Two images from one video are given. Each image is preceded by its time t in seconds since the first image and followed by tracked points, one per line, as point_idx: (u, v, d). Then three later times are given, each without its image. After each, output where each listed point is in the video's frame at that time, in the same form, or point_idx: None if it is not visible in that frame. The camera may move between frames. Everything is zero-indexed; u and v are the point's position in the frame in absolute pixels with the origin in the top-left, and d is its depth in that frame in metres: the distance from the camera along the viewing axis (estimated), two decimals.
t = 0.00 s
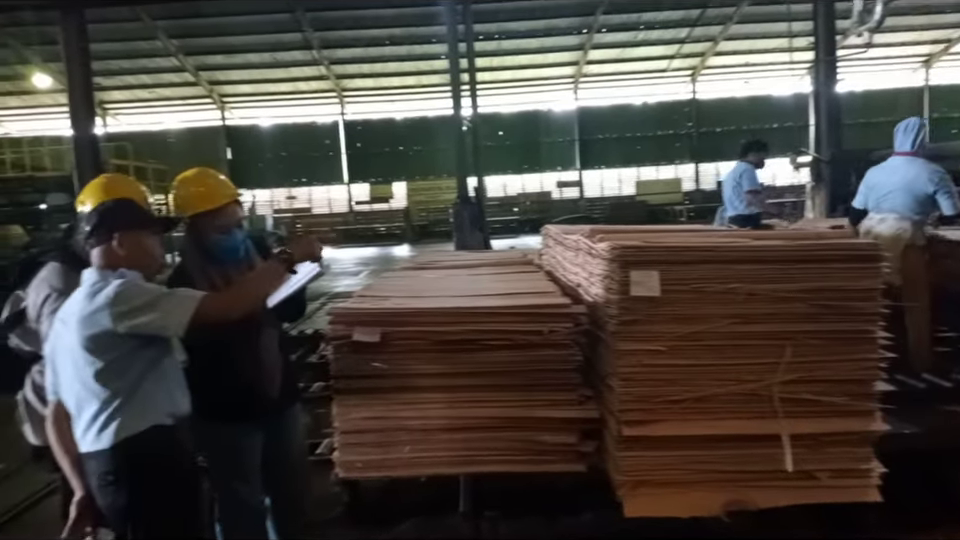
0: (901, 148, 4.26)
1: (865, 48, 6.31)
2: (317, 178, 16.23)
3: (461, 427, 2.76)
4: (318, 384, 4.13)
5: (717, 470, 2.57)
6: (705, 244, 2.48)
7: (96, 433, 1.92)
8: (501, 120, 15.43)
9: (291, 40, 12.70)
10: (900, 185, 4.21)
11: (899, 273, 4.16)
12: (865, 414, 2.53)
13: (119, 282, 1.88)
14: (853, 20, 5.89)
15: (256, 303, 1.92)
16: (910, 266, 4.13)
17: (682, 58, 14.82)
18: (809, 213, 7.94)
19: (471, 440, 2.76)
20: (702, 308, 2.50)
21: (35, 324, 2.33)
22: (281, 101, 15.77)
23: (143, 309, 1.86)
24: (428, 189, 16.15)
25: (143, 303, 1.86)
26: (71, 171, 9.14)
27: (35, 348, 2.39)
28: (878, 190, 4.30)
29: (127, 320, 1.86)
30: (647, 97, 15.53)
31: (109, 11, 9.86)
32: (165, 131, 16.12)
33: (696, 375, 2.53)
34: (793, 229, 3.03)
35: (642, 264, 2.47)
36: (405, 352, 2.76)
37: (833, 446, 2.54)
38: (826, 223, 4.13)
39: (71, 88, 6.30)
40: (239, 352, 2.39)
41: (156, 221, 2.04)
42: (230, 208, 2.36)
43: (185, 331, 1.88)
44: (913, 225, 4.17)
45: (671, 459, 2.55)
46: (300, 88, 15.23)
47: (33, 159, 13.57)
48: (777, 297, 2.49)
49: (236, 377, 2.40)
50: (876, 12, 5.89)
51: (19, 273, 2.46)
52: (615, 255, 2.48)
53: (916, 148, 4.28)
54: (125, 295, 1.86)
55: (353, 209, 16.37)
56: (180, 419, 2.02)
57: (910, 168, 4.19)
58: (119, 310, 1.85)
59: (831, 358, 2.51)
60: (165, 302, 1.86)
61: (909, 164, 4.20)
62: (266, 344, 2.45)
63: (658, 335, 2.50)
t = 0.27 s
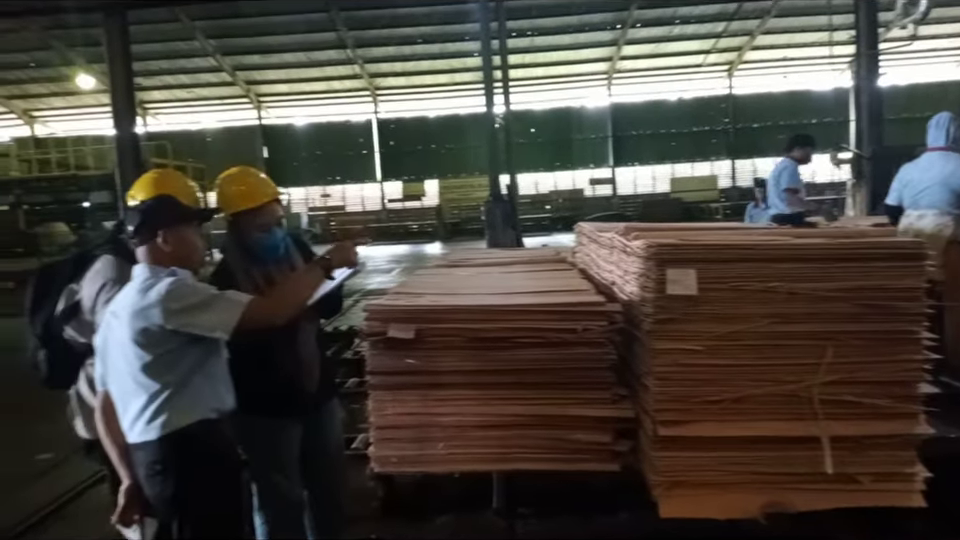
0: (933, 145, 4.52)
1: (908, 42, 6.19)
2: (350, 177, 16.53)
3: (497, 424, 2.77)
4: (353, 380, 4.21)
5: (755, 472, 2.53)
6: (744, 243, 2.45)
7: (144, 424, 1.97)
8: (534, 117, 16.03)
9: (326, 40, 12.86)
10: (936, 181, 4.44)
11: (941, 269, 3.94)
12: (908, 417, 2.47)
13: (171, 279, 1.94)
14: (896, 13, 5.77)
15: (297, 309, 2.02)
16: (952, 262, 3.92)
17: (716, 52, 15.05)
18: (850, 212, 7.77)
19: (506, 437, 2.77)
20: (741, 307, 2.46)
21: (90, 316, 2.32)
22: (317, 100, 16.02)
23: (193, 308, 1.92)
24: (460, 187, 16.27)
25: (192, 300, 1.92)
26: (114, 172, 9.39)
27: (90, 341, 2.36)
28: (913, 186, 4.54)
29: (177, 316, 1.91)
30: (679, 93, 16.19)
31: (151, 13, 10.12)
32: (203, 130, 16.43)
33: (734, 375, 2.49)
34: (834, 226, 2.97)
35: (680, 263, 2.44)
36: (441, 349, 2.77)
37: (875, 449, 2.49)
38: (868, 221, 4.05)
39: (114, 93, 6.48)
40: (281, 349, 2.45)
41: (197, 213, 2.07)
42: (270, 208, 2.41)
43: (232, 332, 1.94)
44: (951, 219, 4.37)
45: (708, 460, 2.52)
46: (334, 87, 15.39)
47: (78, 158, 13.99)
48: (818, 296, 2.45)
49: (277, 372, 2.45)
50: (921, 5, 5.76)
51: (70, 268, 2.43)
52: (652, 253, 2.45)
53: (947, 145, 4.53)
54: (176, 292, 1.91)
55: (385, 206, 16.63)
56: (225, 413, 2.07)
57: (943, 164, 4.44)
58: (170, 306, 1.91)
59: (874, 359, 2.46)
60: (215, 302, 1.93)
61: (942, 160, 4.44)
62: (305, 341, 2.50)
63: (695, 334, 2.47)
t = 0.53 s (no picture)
0: None
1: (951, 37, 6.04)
2: (382, 176, 16.72)
3: (529, 423, 2.76)
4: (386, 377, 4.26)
5: (792, 475, 2.49)
6: (782, 242, 2.41)
7: (186, 417, 2.02)
8: (564, 116, 16.18)
9: (358, 41, 12.99)
10: None
11: None
12: (950, 420, 2.42)
13: (214, 278, 1.98)
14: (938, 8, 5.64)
15: (334, 312, 2.10)
16: None
17: (752, 49, 14.96)
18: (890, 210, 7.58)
19: (539, 436, 2.76)
20: (779, 307, 2.42)
21: (139, 313, 2.40)
22: (350, 101, 16.20)
23: (236, 307, 1.95)
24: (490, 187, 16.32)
25: (234, 300, 1.96)
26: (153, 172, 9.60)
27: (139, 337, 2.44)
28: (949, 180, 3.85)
29: (220, 314, 1.95)
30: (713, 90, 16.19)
31: (189, 16, 10.32)
32: (239, 131, 16.70)
33: (771, 376, 2.45)
34: (873, 226, 2.91)
35: (716, 262, 2.42)
36: (473, 348, 2.78)
37: (917, 453, 2.43)
38: (909, 221, 3.96)
39: (154, 95, 6.62)
40: (318, 346, 2.49)
41: (237, 211, 2.09)
42: (308, 207, 2.45)
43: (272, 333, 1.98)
44: None
45: (744, 462, 2.48)
46: (367, 88, 15.51)
47: (118, 158, 14.33)
48: (858, 297, 2.40)
49: (314, 369, 2.48)
50: None
51: (116, 267, 2.51)
52: (687, 252, 2.43)
53: None
54: (220, 290, 1.95)
55: (416, 206, 16.78)
56: (264, 409, 2.10)
57: None
58: (213, 304, 1.95)
59: (915, 362, 2.41)
60: (257, 303, 1.97)
61: None
62: (340, 340, 2.54)
63: (731, 334, 2.44)
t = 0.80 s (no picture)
0: None
1: None
2: (406, 177, 16.77)
3: (556, 423, 2.76)
4: (412, 376, 4.30)
5: (824, 477, 2.45)
6: (813, 241, 2.38)
7: (221, 415, 2.05)
8: (590, 115, 16.19)
9: (384, 42, 13.07)
10: None
11: None
12: None
13: (248, 280, 2.01)
14: None
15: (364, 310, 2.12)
16: None
17: (781, 44, 14.81)
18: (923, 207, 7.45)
19: (566, 436, 2.75)
20: (811, 307, 2.39)
21: (172, 312, 2.43)
22: (374, 102, 16.25)
23: (270, 308, 1.98)
24: (515, 186, 16.33)
25: (268, 301, 1.99)
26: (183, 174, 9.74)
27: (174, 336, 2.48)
28: None
29: (254, 315, 1.98)
30: (741, 87, 16.00)
31: (219, 18, 10.48)
32: (266, 133, 16.86)
33: (802, 377, 2.42)
34: (907, 225, 2.87)
35: (746, 261, 2.39)
36: (500, 347, 2.78)
37: (952, 456, 2.39)
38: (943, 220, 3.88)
39: (184, 99, 6.73)
40: (346, 345, 2.51)
41: (270, 213, 2.12)
42: (337, 207, 2.47)
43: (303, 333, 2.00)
44: None
45: (776, 464, 2.44)
46: (392, 89, 15.58)
47: (149, 161, 14.55)
48: (891, 296, 2.37)
49: (341, 368, 2.51)
50: None
51: (149, 267, 2.56)
52: (717, 251, 2.40)
53: None
54: (254, 291, 1.98)
55: (441, 206, 16.76)
56: (296, 408, 2.14)
57: None
58: (248, 305, 1.98)
59: (951, 362, 2.37)
60: (290, 302, 2.00)
61: None
62: (367, 339, 2.56)
63: (762, 334, 2.41)
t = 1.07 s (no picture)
0: None
1: None
2: (429, 177, 16.93)
3: (581, 423, 2.75)
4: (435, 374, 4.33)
5: (853, 481, 2.41)
6: (843, 241, 2.35)
7: (251, 412, 2.08)
8: (614, 113, 16.27)
9: (407, 43, 13.16)
10: None
11: None
12: None
13: (278, 279, 2.02)
14: None
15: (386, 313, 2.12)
16: None
17: (809, 41, 14.62)
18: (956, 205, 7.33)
19: (590, 436, 2.74)
20: (840, 308, 2.36)
21: (201, 310, 2.48)
22: (398, 103, 16.37)
23: (300, 308, 2.00)
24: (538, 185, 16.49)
25: (298, 301, 2.00)
26: (210, 173, 9.87)
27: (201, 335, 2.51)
28: None
29: (285, 314, 2.00)
30: (767, 85, 15.89)
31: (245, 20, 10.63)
32: (290, 133, 17.02)
33: (831, 378, 2.39)
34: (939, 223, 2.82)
35: (774, 261, 2.36)
36: (525, 346, 2.78)
37: None
38: None
39: (211, 99, 6.81)
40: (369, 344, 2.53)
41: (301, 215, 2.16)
42: (362, 207, 2.50)
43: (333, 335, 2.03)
44: None
45: (804, 466, 2.41)
46: (415, 89, 15.65)
47: (177, 161, 14.80)
48: (923, 297, 2.34)
49: (365, 367, 2.52)
50: None
51: (177, 267, 2.59)
52: (745, 251, 2.37)
53: None
54: (285, 291, 2.00)
55: (463, 205, 16.92)
56: (324, 407, 2.15)
57: None
58: (279, 304, 1.99)
59: None
60: (317, 303, 2.01)
61: None
62: (390, 337, 2.58)
63: (791, 335, 2.38)
